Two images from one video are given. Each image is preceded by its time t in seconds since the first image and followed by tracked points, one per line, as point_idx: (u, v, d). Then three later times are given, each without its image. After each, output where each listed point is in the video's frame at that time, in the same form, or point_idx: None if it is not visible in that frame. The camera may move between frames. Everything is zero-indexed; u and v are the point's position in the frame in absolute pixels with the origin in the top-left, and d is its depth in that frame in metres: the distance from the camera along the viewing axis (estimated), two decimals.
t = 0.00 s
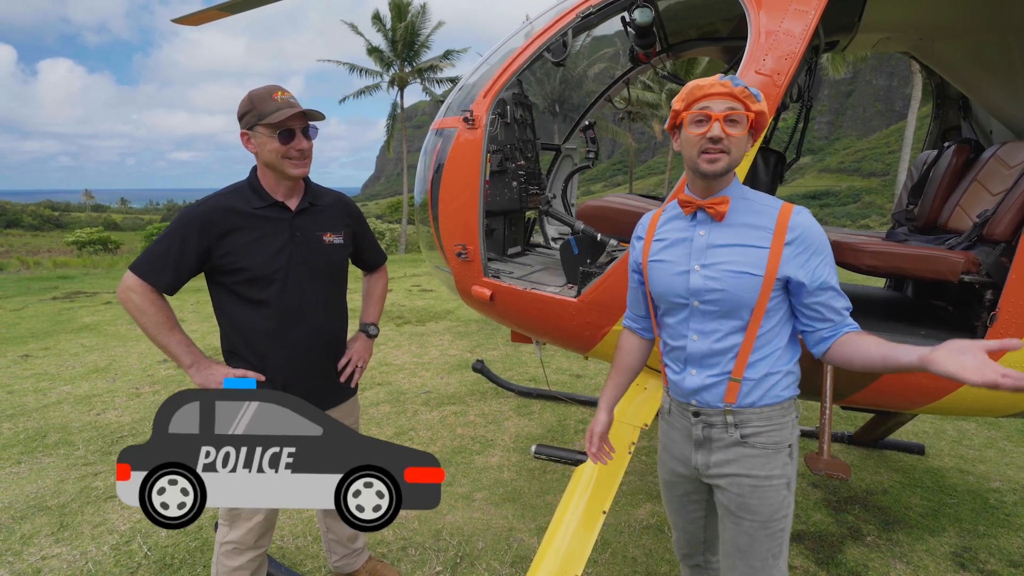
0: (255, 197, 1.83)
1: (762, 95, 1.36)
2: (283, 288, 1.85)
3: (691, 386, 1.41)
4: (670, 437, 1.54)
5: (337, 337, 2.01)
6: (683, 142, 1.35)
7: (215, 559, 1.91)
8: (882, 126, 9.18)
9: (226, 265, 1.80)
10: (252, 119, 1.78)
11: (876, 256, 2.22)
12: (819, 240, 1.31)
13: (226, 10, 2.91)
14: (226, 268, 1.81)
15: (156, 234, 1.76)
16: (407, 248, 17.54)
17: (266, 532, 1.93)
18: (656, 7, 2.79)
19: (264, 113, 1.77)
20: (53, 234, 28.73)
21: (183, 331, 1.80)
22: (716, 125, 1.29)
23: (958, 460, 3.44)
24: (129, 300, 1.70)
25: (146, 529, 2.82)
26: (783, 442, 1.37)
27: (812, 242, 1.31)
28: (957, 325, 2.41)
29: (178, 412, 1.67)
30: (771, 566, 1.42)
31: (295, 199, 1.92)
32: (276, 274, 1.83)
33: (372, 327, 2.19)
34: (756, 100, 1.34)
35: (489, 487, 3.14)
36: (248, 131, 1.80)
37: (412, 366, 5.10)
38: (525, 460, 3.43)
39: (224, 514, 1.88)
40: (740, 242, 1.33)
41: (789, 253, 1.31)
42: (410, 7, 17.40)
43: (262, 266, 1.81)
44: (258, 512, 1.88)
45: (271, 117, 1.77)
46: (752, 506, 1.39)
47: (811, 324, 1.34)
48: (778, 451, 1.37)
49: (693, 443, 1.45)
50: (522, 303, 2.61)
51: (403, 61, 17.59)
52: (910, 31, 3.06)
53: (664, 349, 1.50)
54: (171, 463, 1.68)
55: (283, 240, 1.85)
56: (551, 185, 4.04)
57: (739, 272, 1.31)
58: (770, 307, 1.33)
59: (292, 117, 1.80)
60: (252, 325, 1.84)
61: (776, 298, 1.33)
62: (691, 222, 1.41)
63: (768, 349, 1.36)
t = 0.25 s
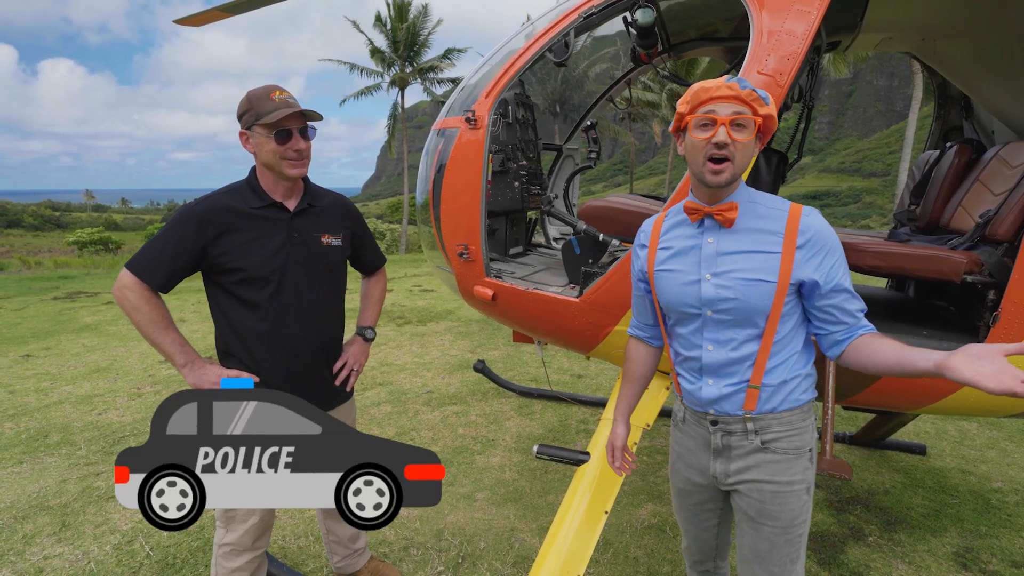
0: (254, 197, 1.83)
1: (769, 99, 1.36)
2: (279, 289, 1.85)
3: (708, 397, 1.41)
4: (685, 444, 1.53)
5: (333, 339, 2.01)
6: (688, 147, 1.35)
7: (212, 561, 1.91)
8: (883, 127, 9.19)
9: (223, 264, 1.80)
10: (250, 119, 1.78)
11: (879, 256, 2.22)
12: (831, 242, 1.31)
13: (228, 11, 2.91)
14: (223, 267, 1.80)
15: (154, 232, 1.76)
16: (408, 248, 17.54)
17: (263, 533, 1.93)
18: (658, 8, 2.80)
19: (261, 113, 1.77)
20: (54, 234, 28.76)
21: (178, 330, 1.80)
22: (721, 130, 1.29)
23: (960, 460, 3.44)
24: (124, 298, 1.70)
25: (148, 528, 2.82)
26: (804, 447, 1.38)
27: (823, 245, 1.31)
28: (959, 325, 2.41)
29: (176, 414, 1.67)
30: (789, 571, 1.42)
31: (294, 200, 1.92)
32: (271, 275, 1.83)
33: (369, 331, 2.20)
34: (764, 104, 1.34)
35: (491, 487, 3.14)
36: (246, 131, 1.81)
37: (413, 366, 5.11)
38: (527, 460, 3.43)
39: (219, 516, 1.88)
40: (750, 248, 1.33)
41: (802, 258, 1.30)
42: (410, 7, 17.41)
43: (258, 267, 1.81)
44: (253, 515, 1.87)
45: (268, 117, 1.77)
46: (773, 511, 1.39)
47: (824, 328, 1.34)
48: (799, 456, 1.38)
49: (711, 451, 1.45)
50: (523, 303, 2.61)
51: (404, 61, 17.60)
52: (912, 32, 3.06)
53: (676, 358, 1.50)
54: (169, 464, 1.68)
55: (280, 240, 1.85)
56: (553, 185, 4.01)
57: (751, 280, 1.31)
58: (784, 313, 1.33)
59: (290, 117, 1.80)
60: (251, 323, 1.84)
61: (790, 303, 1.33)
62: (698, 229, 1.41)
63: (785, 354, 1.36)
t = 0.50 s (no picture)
0: (254, 197, 1.83)
1: (777, 100, 1.35)
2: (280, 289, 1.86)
3: (720, 403, 1.41)
4: (693, 449, 1.53)
5: (332, 340, 2.01)
6: (694, 151, 1.35)
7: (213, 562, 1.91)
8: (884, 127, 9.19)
9: (222, 263, 1.80)
10: (252, 117, 1.79)
11: (881, 256, 2.23)
12: (842, 243, 1.31)
13: (230, 11, 2.92)
14: (222, 267, 1.81)
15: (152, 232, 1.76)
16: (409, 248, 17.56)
17: (263, 534, 1.93)
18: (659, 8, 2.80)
19: (263, 112, 1.77)
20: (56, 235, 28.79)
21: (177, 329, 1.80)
22: (728, 133, 1.29)
23: (962, 460, 3.44)
24: (122, 297, 1.71)
25: (150, 528, 2.83)
26: (816, 450, 1.39)
27: (835, 247, 1.31)
28: (961, 325, 2.41)
29: (175, 413, 1.67)
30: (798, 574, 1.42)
31: (295, 200, 1.92)
32: (271, 276, 1.83)
33: (367, 333, 2.21)
34: (772, 105, 1.33)
35: (492, 487, 3.14)
36: (248, 129, 1.81)
37: (415, 366, 5.11)
38: (528, 460, 3.43)
39: (218, 518, 1.88)
40: (760, 252, 1.33)
41: (815, 261, 1.30)
42: (411, 8, 17.42)
43: (258, 267, 1.81)
44: (252, 516, 1.87)
45: (269, 117, 1.77)
46: (784, 515, 1.39)
47: (835, 330, 1.35)
48: (812, 459, 1.38)
49: (723, 456, 1.45)
50: (525, 303, 2.61)
51: (405, 61, 17.61)
52: (914, 32, 3.06)
53: (685, 363, 1.50)
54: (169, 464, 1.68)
55: (280, 240, 1.85)
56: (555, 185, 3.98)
57: (763, 284, 1.31)
58: (796, 316, 1.33)
59: (291, 117, 1.80)
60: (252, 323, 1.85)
61: (802, 306, 1.34)
62: (706, 232, 1.40)
63: (796, 358, 1.36)
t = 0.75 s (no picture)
0: (257, 197, 1.84)
1: (781, 97, 1.35)
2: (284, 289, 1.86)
3: (719, 402, 1.41)
4: (694, 450, 1.54)
5: (333, 340, 2.01)
6: (696, 150, 1.35)
7: (216, 562, 1.91)
8: (884, 127, 9.19)
9: (225, 264, 1.80)
10: (251, 120, 1.80)
11: (881, 256, 2.23)
12: (846, 244, 1.31)
13: (231, 12, 2.92)
14: (226, 267, 1.81)
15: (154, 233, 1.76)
16: (409, 248, 17.56)
17: (267, 535, 1.93)
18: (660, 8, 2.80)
19: (261, 116, 1.78)
20: (56, 235, 28.82)
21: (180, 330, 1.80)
22: (730, 132, 1.30)
23: (962, 460, 3.44)
24: (125, 299, 1.70)
25: (151, 528, 2.83)
26: (816, 451, 1.39)
27: (839, 247, 1.31)
28: (961, 325, 2.42)
29: (180, 409, 1.67)
30: None
31: (298, 200, 1.93)
32: (275, 275, 1.83)
33: (369, 331, 2.22)
34: (775, 102, 1.33)
35: (493, 487, 3.15)
36: (249, 131, 1.83)
37: (415, 366, 5.12)
38: (529, 460, 3.43)
39: (223, 518, 1.88)
40: (763, 251, 1.34)
41: (818, 262, 1.30)
42: (412, 8, 17.43)
43: (261, 267, 1.82)
44: (257, 516, 1.88)
45: (266, 121, 1.77)
46: (784, 516, 1.39)
47: (837, 333, 1.34)
48: (811, 459, 1.39)
49: (723, 456, 1.45)
50: (525, 303, 2.62)
51: (405, 62, 17.62)
52: (915, 32, 3.06)
53: (686, 363, 1.50)
54: (170, 461, 1.69)
55: (283, 240, 1.86)
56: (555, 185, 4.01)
57: (765, 284, 1.31)
58: (798, 317, 1.33)
59: (287, 123, 1.78)
60: (256, 322, 1.85)
61: (804, 307, 1.34)
62: (710, 231, 1.41)
63: (796, 359, 1.36)
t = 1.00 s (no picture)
0: (258, 197, 1.84)
1: (781, 91, 1.32)
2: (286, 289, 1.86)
3: (713, 397, 1.42)
4: (692, 447, 1.54)
5: (335, 339, 2.02)
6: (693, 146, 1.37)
7: (218, 561, 1.91)
8: (884, 127, 9.19)
9: (228, 264, 1.80)
10: (249, 119, 1.81)
11: (881, 256, 2.23)
12: (847, 245, 1.30)
13: (231, 12, 2.93)
14: (229, 268, 1.80)
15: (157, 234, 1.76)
16: (410, 248, 17.57)
17: (270, 534, 1.93)
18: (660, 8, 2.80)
19: (259, 113, 1.78)
20: (57, 235, 28.83)
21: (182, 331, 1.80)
22: (722, 129, 1.30)
23: (962, 460, 3.44)
24: (128, 301, 1.70)
25: (151, 528, 2.83)
26: (812, 451, 1.38)
27: (839, 248, 1.30)
28: (962, 325, 2.42)
29: (180, 408, 1.67)
30: None
31: (299, 200, 1.93)
32: (278, 276, 1.83)
33: (371, 330, 2.22)
34: (774, 97, 1.31)
35: (493, 487, 3.15)
36: (247, 131, 1.83)
37: (415, 366, 5.12)
38: (529, 460, 3.43)
39: (226, 517, 1.88)
40: (761, 249, 1.34)
41: (816, 261, 1.30)
42: (412, 8, 17.44)
43: (264, 267, 1.82)
44: (260, 515, 1.88)
45: (264, 117, 1.78)
46: (779, 516, 1.39)
47: (836, 335, 1.33)
48: (807, 460, 1.38)
49: (718, 454, 1.46)
50: (526, 303, 2.62)
51: (405, 62, 17.63)
52: (915, 32, 3.06)
53: (685, 358, 1.51)
54: (170, 460, 1.69)
55: (285, 240, 1.86)
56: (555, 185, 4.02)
57: (762, 281, 1.32)
58: (795, 316, 1.33)
59: (285, 118, 1.79)
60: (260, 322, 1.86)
61: (801, 306, 1.33)
62: (712, 227, 1.42)
63: (793, 358, 1.36)
